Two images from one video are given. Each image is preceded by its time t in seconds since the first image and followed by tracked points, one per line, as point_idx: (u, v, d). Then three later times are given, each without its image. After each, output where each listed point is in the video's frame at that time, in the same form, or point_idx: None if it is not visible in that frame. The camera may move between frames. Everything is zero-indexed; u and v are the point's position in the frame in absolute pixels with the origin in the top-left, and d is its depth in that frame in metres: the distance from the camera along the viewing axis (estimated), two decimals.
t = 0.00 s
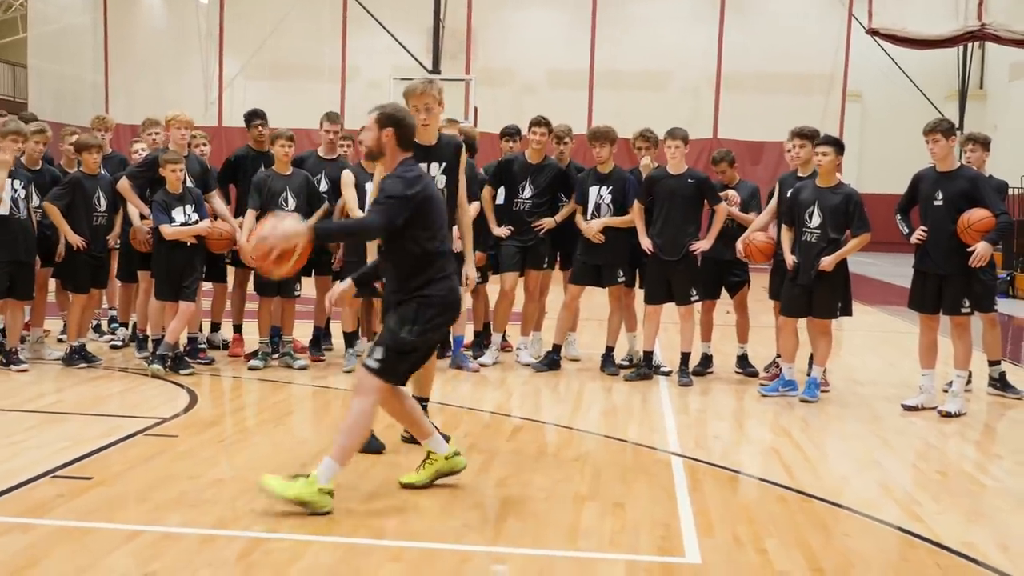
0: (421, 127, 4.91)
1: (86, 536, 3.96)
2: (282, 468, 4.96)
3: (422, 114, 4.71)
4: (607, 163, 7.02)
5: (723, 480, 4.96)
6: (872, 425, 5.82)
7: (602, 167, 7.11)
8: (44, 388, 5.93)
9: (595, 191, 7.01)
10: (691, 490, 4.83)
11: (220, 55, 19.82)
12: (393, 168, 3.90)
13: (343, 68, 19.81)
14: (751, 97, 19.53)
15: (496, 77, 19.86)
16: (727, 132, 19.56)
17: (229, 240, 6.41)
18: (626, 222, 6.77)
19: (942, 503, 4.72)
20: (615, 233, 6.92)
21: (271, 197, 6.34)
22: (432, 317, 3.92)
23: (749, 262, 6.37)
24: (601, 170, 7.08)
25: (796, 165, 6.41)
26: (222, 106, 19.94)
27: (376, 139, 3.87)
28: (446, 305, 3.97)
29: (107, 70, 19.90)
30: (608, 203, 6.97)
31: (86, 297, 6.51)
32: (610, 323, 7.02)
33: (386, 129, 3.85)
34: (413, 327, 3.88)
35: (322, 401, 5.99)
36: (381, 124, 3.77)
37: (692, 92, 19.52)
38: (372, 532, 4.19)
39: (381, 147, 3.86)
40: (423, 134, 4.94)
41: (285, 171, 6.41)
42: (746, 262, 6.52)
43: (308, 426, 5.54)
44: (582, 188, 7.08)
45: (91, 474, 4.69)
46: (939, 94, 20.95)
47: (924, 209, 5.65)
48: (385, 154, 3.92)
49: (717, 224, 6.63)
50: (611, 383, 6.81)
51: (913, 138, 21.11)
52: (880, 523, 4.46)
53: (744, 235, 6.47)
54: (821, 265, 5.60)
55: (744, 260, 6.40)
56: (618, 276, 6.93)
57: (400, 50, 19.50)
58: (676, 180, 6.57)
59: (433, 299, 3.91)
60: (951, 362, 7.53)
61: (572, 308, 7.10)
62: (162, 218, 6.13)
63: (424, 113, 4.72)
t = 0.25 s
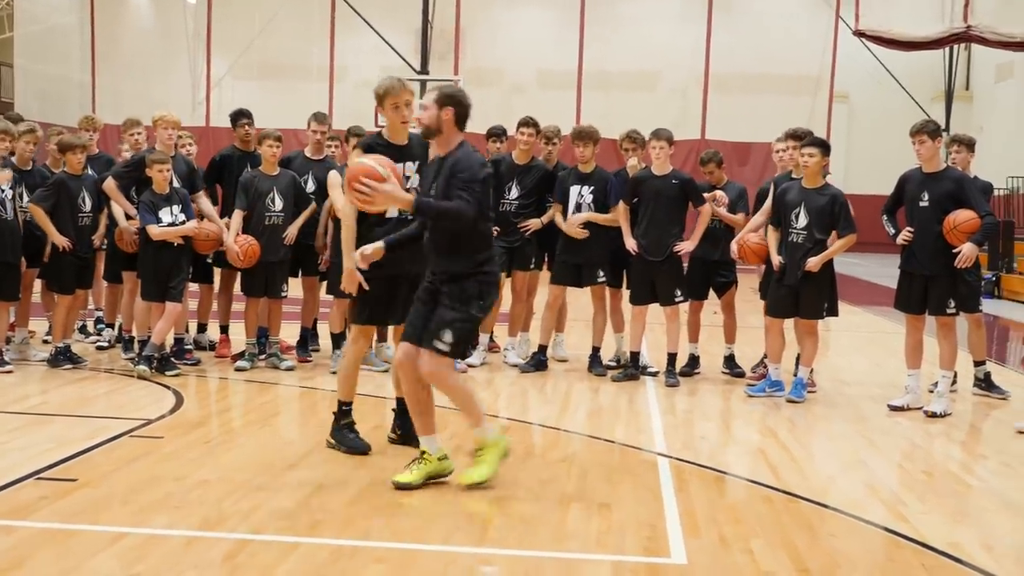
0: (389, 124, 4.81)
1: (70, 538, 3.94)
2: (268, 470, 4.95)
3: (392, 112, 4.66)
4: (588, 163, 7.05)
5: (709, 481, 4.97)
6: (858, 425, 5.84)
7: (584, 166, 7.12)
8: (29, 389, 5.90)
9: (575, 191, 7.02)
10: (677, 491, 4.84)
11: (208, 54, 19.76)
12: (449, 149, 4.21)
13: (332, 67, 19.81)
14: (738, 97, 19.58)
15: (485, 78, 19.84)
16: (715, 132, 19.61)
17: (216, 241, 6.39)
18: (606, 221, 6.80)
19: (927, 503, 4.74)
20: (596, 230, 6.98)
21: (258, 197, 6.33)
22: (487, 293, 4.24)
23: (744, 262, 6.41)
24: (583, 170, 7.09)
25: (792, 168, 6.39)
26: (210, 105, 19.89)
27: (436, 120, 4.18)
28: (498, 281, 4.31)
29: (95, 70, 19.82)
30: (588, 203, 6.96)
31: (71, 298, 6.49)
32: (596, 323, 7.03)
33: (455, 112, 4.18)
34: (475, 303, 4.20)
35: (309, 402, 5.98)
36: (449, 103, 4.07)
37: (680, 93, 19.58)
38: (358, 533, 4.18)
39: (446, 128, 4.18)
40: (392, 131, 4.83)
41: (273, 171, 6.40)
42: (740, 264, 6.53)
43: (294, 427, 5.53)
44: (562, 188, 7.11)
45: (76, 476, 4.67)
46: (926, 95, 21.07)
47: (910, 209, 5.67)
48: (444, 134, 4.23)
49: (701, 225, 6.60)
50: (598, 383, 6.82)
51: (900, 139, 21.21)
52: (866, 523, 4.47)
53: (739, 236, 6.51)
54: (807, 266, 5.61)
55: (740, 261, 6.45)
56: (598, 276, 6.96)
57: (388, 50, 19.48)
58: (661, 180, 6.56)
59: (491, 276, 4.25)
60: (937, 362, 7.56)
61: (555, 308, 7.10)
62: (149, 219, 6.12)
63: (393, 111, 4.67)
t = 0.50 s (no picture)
0: (362, 123, 4.72)
1: (40, 543, 3.91)
2: (241, 473, 4.92)
3: (373, 112, 4.66)
4: (559, 168, 7.07)
5: (683, 485, 4.99)
6: (832, 430, 5.87)
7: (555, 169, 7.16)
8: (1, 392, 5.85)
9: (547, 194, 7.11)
10: (652, 495, 4.85)
11: (186, 56, 19.63)
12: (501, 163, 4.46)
13: (310, 69, 19.78)
14: (716, 103, 19.69)
15: (464, 81, 19.80)
16: (692, 138, 19.70)
17: (190, 243, 6.36)
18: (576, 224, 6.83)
19: (899, 507, 4.77)
20: (563, 233, 7.04)
21: (233, 199, 6.32)
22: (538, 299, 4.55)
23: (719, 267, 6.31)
24: (553, 174, 7.13)
25: (768, 175, 6.45)
26: (187, 107, 19.76)
27: (488, 134, 4.40)
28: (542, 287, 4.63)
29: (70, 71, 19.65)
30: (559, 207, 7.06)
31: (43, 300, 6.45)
32: (568, 328, 7.02)
33: (510, 129, 4.43)
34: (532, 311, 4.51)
35: (284, 405, 5.96)
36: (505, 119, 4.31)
37: (658, 99, 19.68)
38: (332, 537, 4.16)
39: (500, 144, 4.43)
40: (365, 132, 4.73)
41: (249, 173, 6.39)
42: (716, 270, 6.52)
43: (269, 431, 5.51)
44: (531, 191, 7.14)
45: (47, 479, 4.63)
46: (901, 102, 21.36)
47: (885, 216, 5.72)
48: (494, 148, 4.47)
49: (673, 229, 6.63)
50: (574, 387, 6.83)
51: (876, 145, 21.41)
52: (839, 528, 4.49)
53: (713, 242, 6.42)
54: (782, 271, 5.65)
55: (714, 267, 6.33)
56: (567, 279, 7.04)
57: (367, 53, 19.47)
58: (634, 185, 6.61)
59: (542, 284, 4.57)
60: (909, 367, 7.63)
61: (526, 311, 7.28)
62: (124, 221, 6.09)
63: (371, 112, 4.67)
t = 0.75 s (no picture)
0: (345, 128, 4.69)
1: (8, 547, 3.88)
2: (212, 477, 4.91)
3: (358, 118, 4.66)
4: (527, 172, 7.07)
5: (655, 489, 5.00)
6: (803, 434, 5.90)
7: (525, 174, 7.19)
8: None
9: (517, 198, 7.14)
10: (624, 499, 4.86)
11: (158, 58, 19.52)
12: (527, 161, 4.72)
13: (283, 72, 19.73)
14: (690, 109, 19.75)
15: (437, 85, 19.79)
16: (667, 143, 19.74)
17: (162, 247, 6.37)
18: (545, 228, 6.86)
19: (869, 511, 4.80)
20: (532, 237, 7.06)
21: (205, 202, 6.31)
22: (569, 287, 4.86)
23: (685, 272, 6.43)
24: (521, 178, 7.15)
25: (735, 178, 6.49)
26: (160, 109, 19.64)
27: (512, 134, 4.63)
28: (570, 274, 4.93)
29: (42, 73, 19.49)
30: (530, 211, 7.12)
31: (14, 303, 6.43)
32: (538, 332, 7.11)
33: (532, 126, 4.68)
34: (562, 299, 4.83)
35: (256, 409, 5.95)
36: (528, 118, 4.55)
37: (632, 104, 19.72)
38: (303, 541, 4.15)
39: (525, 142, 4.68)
40: (347, 138, 4.70)
41: (221, 176, 6.39)
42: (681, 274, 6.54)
43: (240, 435, 5.50)
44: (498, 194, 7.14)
45: (15, 483, 4.60)
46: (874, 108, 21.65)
47: (857, 222, 5.74)
48: (518, 146, 4.71)
49: (641, 234, 6.73)
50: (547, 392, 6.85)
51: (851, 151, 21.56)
52: (810, 532, 4.50)
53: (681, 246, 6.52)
54: (754, 276, 5.67)
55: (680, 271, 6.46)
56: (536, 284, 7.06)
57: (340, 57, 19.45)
58: (603, 190, 6.65)
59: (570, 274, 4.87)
60: (880, 371, 7.69)
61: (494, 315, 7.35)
62: (97, 222, 6.09)
63: (356, 117, 4.67)
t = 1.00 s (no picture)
0: (360, 136, 4.78)
1: (3, 552, 3.88)
2: (207, 483, 4.91)
3: (374, 126, 4.76)
4: (517, 177, 7.05)
5: (650, 494, 5.00)
6: (798, 439, 5.90)
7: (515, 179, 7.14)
8: None
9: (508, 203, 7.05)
10: (619, 504, 4.86)
11: (153, 63, 19.55)
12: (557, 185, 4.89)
13: (277, 78, 19.75)
14: (685, 114, 19.75)
15: (431, 90, 19.81)
16: (661, 148, 19.77)
17: (157, 252, 6.43)
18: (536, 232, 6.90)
19: (864, 516, 4.79)
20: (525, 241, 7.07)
21: (199, 208, 6.32)
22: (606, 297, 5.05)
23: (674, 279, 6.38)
24: (512, 183, 7.12)
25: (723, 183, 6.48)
26: (154, 115, 19.67)
27: (541, 161, 4.79)
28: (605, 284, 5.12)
29: (37, 78, 19.51)
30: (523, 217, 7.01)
31: (8, 308, 6.44)
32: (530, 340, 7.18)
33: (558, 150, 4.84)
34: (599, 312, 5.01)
35: (250, 415, 5.95)
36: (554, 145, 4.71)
37: (625, 109, 19.77)
38: (298, 546, 4.15)
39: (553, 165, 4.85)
40: (362, 145, 4.80)
41: (214, 182, 6.40)
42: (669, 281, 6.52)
43: (235, 440, 5.51)
44: (489, 198, 7.08)
45: (10, 488, 4.61)
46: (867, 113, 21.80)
47: (851, 227, 5.74)
48: (547, 171, 4.87)
49: (632, 239, 6.43)
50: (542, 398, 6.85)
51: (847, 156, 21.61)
52: (805, 537, 4.50)
53: (670, 253, 6.50)
54: (748, 281, 5.69)
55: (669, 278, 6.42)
56: (528, 289, 7.14)
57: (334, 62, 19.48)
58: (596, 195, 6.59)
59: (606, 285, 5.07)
60: (875, 376, 7.69)
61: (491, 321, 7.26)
62: (89, 227, 6.11)
63: (372, 125, 4.77)
